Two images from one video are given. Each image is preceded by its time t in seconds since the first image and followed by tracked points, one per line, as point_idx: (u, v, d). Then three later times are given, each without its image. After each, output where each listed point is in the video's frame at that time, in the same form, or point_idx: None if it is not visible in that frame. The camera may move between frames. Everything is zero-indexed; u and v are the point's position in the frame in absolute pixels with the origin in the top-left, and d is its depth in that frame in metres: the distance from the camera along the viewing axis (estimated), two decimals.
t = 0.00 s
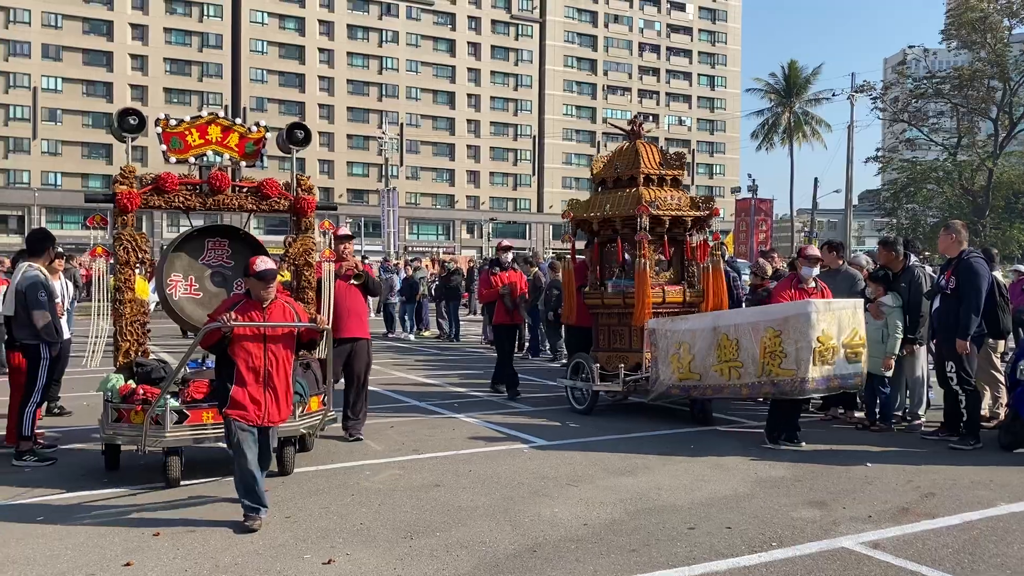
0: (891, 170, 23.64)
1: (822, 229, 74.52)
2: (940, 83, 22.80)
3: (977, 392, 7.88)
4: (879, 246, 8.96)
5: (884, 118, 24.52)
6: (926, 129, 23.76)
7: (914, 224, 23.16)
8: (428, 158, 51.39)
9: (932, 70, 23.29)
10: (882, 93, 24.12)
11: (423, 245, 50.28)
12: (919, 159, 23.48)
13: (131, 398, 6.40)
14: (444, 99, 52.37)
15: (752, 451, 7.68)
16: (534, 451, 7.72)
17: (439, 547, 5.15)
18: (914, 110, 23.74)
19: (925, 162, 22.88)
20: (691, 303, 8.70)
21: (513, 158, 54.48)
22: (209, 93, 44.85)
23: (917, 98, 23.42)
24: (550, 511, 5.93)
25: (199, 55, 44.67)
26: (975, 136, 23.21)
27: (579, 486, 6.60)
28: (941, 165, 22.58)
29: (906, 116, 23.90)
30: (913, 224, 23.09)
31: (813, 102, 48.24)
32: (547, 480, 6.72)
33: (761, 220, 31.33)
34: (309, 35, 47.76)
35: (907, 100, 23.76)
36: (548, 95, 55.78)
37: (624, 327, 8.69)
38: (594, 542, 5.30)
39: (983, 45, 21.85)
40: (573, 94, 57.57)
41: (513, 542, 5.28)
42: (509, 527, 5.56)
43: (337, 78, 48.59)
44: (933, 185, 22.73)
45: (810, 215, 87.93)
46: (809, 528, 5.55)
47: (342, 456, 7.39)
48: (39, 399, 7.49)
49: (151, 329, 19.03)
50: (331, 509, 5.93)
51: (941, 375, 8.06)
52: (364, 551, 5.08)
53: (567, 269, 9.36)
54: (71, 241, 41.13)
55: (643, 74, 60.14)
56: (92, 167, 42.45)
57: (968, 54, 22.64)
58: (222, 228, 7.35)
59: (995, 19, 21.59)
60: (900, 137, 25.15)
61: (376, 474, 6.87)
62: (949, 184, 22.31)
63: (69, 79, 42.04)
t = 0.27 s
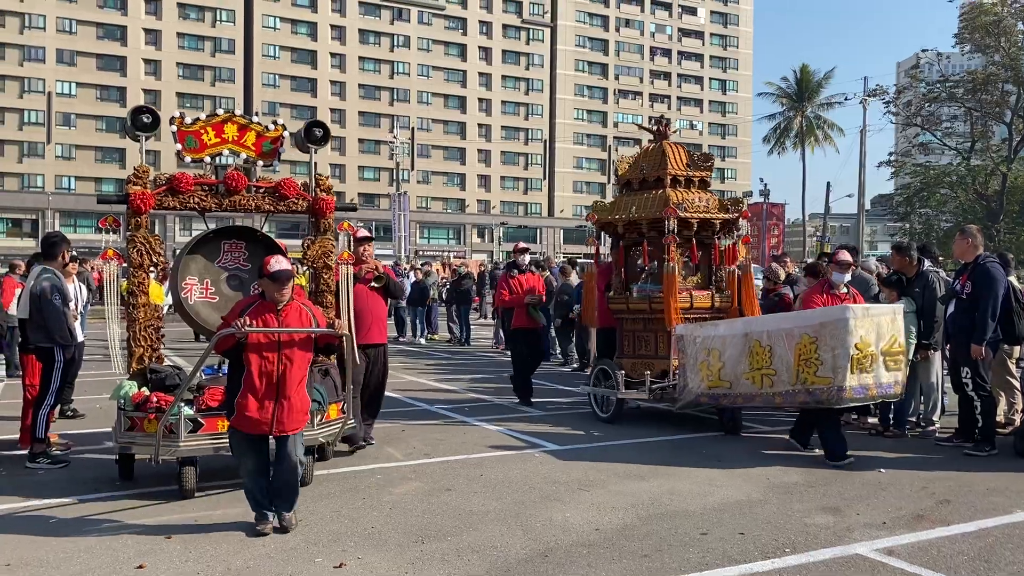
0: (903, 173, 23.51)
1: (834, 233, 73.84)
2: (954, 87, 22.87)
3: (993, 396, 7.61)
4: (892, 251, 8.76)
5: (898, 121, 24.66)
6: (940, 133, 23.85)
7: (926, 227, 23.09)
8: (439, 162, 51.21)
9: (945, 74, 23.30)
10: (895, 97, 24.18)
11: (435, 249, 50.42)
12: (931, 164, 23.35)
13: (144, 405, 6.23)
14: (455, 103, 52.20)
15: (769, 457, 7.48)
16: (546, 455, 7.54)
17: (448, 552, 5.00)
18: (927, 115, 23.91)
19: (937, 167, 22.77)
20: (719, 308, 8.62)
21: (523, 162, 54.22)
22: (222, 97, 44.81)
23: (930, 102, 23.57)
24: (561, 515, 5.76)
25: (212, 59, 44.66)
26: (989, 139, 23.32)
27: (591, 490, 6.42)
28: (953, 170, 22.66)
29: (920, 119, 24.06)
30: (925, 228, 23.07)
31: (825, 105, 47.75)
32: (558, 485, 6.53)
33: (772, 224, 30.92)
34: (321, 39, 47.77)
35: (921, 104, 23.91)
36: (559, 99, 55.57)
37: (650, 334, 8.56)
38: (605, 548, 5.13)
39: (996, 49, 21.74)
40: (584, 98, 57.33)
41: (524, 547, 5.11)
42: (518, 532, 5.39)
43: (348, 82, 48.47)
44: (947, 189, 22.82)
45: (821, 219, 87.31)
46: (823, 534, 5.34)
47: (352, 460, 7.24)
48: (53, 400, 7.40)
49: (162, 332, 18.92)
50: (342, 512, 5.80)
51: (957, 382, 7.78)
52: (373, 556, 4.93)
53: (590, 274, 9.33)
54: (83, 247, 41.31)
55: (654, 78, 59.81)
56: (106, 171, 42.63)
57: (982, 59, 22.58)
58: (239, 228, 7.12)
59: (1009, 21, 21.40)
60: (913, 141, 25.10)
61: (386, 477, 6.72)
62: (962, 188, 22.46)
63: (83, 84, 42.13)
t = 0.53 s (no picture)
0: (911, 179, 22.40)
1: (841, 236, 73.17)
2: (960, 92, 21.74)
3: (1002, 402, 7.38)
4: (898, 257, 8.67)
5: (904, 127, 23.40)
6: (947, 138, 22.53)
7: (935, 234, 21.73)
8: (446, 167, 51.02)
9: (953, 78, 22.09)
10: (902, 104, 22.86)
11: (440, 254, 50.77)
12: (940, 168, 22.30)
13: (152, 415, 6.00)
14: (462, 108, 51.96)
15: (779, 463, 7.37)
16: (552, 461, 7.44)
17: (454, 558, 4.94)
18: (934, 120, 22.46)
19: (945, 172, 21.49)
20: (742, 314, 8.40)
21: (530, 166, 53.95)
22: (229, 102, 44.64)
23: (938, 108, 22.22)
24: (567, 520, 5.68)
25: (218, 64, 44.51)
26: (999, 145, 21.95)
27: (598, 496, 6.32)
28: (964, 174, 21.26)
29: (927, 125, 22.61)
30: (935, 234, 21.71)
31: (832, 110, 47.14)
32: (565, 490, 6.43)
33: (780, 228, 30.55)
34: (328, 44, 47.60)
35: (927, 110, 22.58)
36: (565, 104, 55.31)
37: (670, 339, 8.42)
38: (611, 554, 5.04)
39: (1004, 54, 21.06)
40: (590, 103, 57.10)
41: (530, 554, 5.02)
42: (523, 539, 5.31)
43: (356, 87, 48.21)
44: (954, 195, 21.57)
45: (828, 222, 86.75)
46: (831, 541, 5.24)
47: (358, 465, 7.16)
48: (62, 404, 7.25)
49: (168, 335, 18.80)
50: (349, 516, 5.76)
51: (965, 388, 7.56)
52: (380, 562, 4.88)
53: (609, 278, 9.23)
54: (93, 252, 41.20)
55: (660, 82, 59.39)
56: (115, 175, 42.50)
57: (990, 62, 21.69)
58: (252, 231, 6.91)
59: (1017, 28, 20.88)
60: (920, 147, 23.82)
61: (392, 482, 6.65)
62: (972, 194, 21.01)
63: (92, 88, 41.87)
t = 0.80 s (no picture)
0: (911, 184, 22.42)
1: (837, 244, 75.09)
2: (963, 96, 21.76)
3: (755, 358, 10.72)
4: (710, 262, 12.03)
5: (906, 131, 23.49)
6: (949, 143, 22.84)
7: (935, 238, 22.41)
8: (450, 172, 47.42)
9: (955, 83, 22.19)
10: (903, 105, 22.97)
11: (444, 260, 46.72)
12: (942, 173, 22.46)
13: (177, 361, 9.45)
14: (464, 113, 48.52)
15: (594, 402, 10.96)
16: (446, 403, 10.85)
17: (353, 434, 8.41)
18: (937, 124, 22.59)
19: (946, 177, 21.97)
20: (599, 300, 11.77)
21: (532, 172, 50.48)
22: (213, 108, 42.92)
23: (941, 111, 22.37)
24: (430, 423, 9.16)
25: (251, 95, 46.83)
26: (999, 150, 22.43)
27: (461, 416, 9.73)
28: (964, 179, 21.85)
29: (929, 129, 22.80)
30: (936, 238, 22.38)
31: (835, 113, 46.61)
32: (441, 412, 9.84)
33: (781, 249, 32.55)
34: (332, 49, 44.20)
35: (930, 114, 22.68)
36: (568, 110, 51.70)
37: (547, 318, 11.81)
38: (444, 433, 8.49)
39: (1008, 58, 20.79)
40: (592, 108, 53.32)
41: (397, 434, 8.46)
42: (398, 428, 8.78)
43: (358, 92, 44.93)
44: (959, 199, 22.07)
45: (831, 230, 88.28)
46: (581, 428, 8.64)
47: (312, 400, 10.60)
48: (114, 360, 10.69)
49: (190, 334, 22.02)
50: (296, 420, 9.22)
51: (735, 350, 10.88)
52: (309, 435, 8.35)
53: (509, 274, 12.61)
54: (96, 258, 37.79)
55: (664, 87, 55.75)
56: (117, 179, 38.74)
57: (991, 66, 21.59)
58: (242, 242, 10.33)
59: (1019, 32, 20.60)
60: (923, 149, 23.86)
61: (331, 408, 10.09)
62: (972, 199, 21.71)
63: (96, 92, 38.32)
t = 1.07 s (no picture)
0: (910, 189, 22.10)
1: (838, 248, 74.68)
2: (962, 102, 21.60)
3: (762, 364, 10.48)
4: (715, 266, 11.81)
5: (905, 138, 23.36)
6: (948, 148, 22.58)
7: (935, 244, 22.06)
8: (449, 177, 47.10)
9: (953, 88, 22.02)
10: (900, 112, 22.85)
11: (443, 263, 46.45)
12: (941, 179, 22.19)
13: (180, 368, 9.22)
14: (464, 118, 48.13)
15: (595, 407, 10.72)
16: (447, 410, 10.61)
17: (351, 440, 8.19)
18: (935, 130, 22.47)
19: (946, 182, 21.55)
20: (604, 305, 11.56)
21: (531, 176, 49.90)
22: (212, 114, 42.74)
23: (939, 117, 22.27)
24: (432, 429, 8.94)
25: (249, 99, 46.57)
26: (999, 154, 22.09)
27: (462, 421, 9.50)
28: (963, 185, 21.51)
29: (928, 135, 22.74)
30: (935, 244, 21.95)
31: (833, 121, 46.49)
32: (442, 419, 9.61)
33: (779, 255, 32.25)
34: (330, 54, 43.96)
35: (929, 120, 22.56)
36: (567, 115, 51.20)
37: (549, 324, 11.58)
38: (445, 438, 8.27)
39: (1006, 65, 20.65)
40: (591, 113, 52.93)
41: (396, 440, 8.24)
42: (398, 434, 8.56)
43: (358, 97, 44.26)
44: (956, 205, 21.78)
45: (832, 235, 87.93)
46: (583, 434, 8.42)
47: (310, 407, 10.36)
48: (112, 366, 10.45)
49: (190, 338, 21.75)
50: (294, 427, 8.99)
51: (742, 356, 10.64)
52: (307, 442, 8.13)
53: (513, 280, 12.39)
54: (95, 262, 37.42)
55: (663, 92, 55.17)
56: (116, 184, 38.37)
57: (989, 73, 21.46)
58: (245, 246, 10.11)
59: (1017, 38, 20.46)
60: (921, 157, 23.76)
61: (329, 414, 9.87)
62: (970, 204, 21.44)
63: (96, 97, 38.04)
